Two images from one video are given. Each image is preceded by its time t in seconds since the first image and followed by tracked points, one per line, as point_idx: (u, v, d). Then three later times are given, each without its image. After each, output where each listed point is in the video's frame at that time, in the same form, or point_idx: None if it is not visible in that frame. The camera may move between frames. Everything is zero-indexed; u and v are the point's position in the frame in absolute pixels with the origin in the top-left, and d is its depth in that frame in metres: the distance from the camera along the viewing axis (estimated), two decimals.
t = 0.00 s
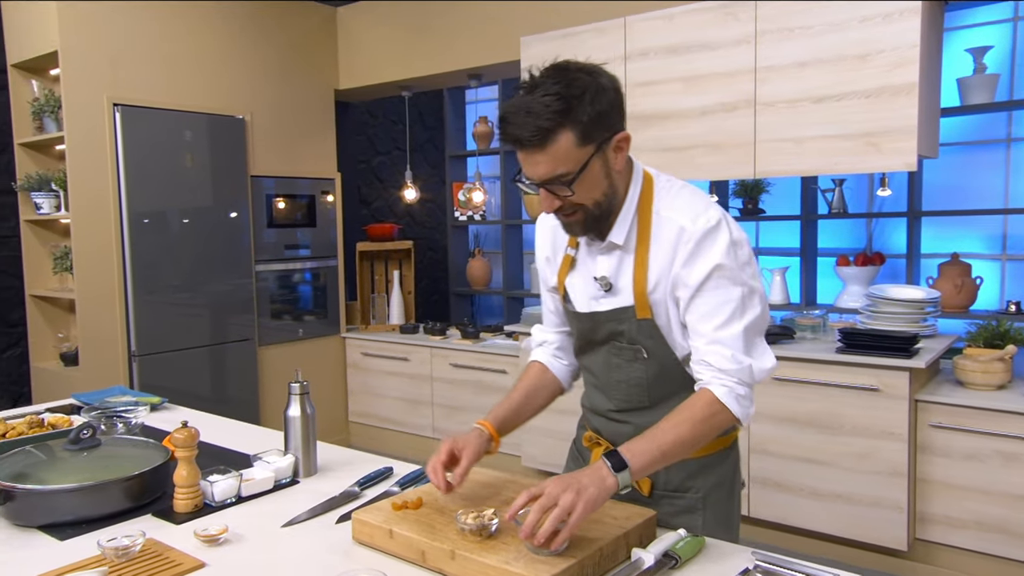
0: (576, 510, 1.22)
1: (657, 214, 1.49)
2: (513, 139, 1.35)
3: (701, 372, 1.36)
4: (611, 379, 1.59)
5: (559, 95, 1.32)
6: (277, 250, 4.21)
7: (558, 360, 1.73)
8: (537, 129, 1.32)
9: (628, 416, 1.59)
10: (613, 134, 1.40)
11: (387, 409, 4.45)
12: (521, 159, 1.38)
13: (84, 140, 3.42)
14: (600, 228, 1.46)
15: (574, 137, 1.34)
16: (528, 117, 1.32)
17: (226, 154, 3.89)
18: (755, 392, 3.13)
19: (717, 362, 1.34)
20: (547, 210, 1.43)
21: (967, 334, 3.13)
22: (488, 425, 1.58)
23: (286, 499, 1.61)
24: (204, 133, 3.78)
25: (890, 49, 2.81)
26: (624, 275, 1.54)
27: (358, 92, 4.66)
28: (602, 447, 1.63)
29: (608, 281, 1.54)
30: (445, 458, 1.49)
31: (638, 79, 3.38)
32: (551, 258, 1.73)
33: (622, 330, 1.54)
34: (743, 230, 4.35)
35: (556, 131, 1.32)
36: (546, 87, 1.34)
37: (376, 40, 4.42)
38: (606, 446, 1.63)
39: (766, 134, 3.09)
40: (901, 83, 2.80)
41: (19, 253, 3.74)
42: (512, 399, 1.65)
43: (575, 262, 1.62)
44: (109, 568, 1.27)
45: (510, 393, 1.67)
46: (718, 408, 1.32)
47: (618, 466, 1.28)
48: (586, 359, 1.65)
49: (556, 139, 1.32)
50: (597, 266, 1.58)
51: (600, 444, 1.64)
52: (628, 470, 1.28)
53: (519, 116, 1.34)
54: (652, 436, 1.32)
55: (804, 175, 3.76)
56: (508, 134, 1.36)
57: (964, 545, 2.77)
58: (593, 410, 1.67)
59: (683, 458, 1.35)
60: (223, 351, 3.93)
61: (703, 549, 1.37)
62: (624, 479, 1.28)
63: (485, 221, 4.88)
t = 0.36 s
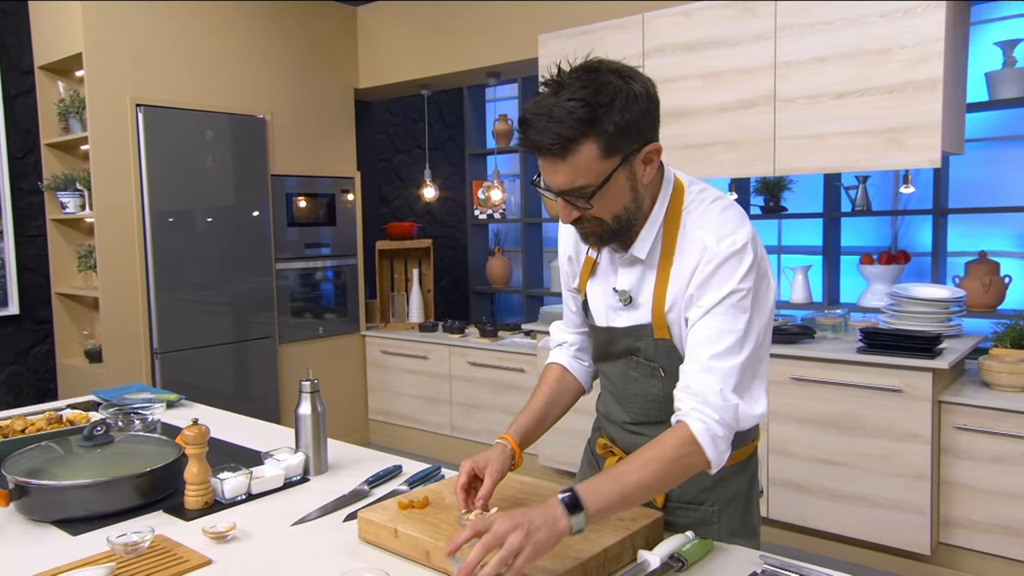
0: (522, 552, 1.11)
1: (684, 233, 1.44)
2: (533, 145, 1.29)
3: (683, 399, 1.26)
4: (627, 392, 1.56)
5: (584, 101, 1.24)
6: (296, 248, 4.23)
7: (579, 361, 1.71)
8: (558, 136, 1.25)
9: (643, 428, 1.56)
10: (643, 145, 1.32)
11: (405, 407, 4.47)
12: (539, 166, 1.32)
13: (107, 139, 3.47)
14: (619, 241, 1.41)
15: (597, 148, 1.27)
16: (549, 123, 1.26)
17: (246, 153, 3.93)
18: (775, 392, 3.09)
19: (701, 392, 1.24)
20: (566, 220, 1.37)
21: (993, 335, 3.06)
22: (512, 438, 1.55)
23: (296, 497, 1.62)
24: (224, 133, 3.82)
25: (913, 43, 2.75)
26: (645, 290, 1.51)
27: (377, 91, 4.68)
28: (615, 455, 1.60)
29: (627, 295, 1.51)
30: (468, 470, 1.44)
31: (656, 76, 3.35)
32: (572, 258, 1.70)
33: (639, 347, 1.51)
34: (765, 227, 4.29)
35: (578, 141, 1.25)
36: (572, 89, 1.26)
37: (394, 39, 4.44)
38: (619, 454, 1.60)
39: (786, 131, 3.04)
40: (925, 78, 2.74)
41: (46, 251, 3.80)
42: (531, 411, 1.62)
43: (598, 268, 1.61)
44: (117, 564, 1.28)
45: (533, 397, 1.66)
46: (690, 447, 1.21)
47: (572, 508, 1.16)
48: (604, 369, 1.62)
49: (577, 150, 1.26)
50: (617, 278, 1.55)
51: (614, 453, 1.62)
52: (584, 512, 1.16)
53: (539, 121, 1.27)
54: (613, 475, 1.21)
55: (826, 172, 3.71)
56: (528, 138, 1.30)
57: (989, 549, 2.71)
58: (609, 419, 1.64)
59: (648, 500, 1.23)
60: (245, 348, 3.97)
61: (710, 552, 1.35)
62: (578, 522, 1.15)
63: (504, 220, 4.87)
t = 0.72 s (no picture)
0: None
1: (676, 243, 1.43)
2: (527, 162, 1.29)
3: (669, 417, 1.26)
4: (623, 397, 1.57)
5: (576, 118, 1.24)
6: (317, 246, 4.27)
7: (571, 358, 1.72)
8: (552, 156, 1.25)
9: (640, 430, 1.57)
10: (638, 156, 1.32)
11: (426, 405, 4.50)
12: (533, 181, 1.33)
13: (132, 140, 3.53)
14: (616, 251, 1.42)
15: (591, 164, 1.26)
16: (543, 142, 1.25)
17: (267, 153, 3.97)
18: (795, 391, 3.05)
19: (685, 412, 1.24)
20: (562, 233, 1.38)
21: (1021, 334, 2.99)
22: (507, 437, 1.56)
23: (307, 495, 1.64)
24: (246, 133, 3.86)
25: (936, 37, 2.70)
26: (636, 300, 1.51)
27: (397, 90, 4.71)
28: (613, 459, 1.61)
29: (619, 304, 1.52)
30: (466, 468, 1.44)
31: (675, 73, 3.33)
32: (564, 260, 1.67)
33: (633, 355, 1.53)
34: (788, 225, 4.25)
35: (570, 159, 1.25)
36: (562, 105, 1.25)
37: (413, 38, 4.45)
38: (617, 458, 1.61)
39: (807, 127, 3.00)
40: (948, 73, 2.68)
41: (74, 251, 3.88)
42: (524, 411, 1.63)
43: (590, 272, 1.61)
44: (129, 559, 1.31)
45: (525, 396, 1.67)
46: (675, 466, 1.22)
47: (555, 534, 1.15)
48: (598, 372, 1.64)
49: (571, 167, 1.26)
50: (609, 285, 1.55)
51: (610, 457, 1.63)
52: (569, 539, 1.15)
53: (531, 138, 1.26)
54: (599, 497, 1.20)
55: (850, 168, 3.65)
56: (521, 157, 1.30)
57: (1014, 553, 2.65)
58: (604, 421, 1.65)
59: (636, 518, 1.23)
60: (269, 345, 4.02)
61: (716, 554, 1.34)
62: (563, 549, 1.14)
63: (524, 218, 4.87)
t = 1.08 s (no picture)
0: (538, 514, 1.20)
1: (653, 216, 1.50)
2: (519, 134, 1.30)
3: (683, 377, 1.32)
4: (600, 379, 1.61)
5: (566, 88, 1.27)
6: (337, 244, 4.30)
7: (550, 355, 1.75)
8: (545, 124, 1.27)
9: (617, 414, 1.61)
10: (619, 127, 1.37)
11: (446, 401, 4.52)
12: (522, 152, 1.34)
13: (156, 140, 3.59)
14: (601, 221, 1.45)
15: (581, 131, 1.29)
16: (535, 110, 1.27)
17: (287, 152, 4.00)
18: (813, 389, 3.01)
19: (700, 368, 1.31)
20: (552, 203, 1.40)
21: None
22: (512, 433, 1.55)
23: (315, 490, 1.66)
24: (267, 133, 3.90)
25: (959, 29, 2.65)
26: (619, 273, 1.54)
27: (417, 88, 4.73)
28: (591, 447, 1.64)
29: (603, 279, 1.55)
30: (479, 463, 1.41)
31: (692, 69, 3.30)
32: (543, 250, 1.72)
33: (614, 331, 1.56)
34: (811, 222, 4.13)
35: (564, 126, 1.28)
36: (551, 77, 1.28)
37: (432, 37, 4.46)
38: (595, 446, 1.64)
39: (826, 122, 2.97)
40: (971, 65, 2.63)
41: (101, 249, 3.96)
42: (517, 406, 1.63)
43: (570, 258, 1.62)
44: (138, 550, 1.35)
45: (514, 394, 1.67)
46: (696, 415, 1.28)
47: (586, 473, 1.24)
48: (573, 359, 1.67)
49: (564, 133, 1.28)
50: (590, 264, 1.58)
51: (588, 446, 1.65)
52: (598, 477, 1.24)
53: (524, 109, 1.28)
54: (627, 441, 1.28)
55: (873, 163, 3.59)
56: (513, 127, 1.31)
57: None
58: (580, 409, 1.68)
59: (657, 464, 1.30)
60: (292, 341, 4.08)
61: (717, 553, 1.33)
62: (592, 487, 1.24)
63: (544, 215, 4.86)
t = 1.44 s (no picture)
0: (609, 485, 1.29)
1: (643, 189, 1.57)
2: (564, 48, 1.46)
3: (699, 338, 1.45)
4: (590, 356, 1.62)
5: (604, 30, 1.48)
6: (357, 242, 4.34)
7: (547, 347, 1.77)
8: (593, 42, 1.45)
9: (609, 395, 1.61)
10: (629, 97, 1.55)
11: (465, 398, 4.54)
12: (551, 74, 1.46)
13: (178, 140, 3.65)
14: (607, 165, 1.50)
15: (617, 64, 1.47)
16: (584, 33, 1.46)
17: (306, 151, 4.04)
18: (831, 388, 2.98)
19: (714, 330, 1.44)
20: (573, 123, 1.45)
21: None
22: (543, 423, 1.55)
23: (323, 485, 1.69)
24: (287, 132, 3.94)
25: (981, 21, 2.59)
26: (611, 240, 1.60)
27: (435, 86, 4.75)
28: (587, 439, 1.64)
29: (596, 246, 1.60)
30: (530, 450, 1.45)
31: (710, 65, 3.28)
32: (532, 240, 1.76)
33: (608, 300, 1.59)
34: (833, 218, 4.07)
35: (603, 51, 1.45)
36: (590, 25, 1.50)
37: (451, 35, 4.47)
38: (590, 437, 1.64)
39: (845, 118, 2.93)
40: (993, 58, 2.58)
41: (126, 247, 4.04)
42: (536, 398, 1.64)
43: (559, 240, 1.68)
44: (149, 542, 1.39)
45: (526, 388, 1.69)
46: (715, 371, 1.43)
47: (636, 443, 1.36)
48: (561, 343, 1.68)
49: (604, 55, 1.45)
50: (583, 235, 1.64)
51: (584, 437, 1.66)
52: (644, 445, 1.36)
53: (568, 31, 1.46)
54: (660, 411, 1.40)
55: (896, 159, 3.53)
56: (557, 46, 1.46)
57: None
58: (570, 397, 1.68)
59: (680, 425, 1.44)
60: (314, 338, 4.12)
61: (720, 551, 1.32)
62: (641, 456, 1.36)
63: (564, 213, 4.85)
